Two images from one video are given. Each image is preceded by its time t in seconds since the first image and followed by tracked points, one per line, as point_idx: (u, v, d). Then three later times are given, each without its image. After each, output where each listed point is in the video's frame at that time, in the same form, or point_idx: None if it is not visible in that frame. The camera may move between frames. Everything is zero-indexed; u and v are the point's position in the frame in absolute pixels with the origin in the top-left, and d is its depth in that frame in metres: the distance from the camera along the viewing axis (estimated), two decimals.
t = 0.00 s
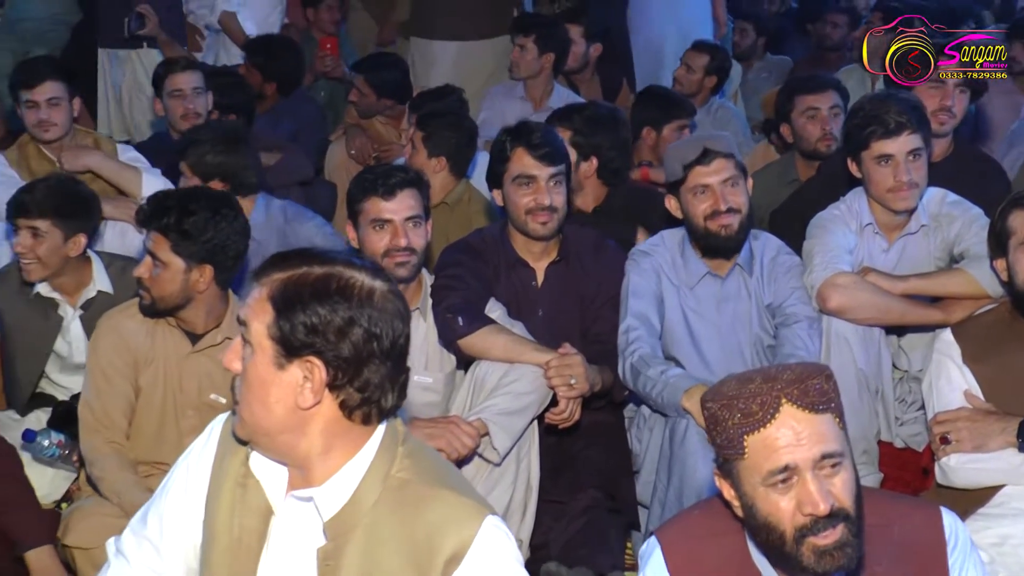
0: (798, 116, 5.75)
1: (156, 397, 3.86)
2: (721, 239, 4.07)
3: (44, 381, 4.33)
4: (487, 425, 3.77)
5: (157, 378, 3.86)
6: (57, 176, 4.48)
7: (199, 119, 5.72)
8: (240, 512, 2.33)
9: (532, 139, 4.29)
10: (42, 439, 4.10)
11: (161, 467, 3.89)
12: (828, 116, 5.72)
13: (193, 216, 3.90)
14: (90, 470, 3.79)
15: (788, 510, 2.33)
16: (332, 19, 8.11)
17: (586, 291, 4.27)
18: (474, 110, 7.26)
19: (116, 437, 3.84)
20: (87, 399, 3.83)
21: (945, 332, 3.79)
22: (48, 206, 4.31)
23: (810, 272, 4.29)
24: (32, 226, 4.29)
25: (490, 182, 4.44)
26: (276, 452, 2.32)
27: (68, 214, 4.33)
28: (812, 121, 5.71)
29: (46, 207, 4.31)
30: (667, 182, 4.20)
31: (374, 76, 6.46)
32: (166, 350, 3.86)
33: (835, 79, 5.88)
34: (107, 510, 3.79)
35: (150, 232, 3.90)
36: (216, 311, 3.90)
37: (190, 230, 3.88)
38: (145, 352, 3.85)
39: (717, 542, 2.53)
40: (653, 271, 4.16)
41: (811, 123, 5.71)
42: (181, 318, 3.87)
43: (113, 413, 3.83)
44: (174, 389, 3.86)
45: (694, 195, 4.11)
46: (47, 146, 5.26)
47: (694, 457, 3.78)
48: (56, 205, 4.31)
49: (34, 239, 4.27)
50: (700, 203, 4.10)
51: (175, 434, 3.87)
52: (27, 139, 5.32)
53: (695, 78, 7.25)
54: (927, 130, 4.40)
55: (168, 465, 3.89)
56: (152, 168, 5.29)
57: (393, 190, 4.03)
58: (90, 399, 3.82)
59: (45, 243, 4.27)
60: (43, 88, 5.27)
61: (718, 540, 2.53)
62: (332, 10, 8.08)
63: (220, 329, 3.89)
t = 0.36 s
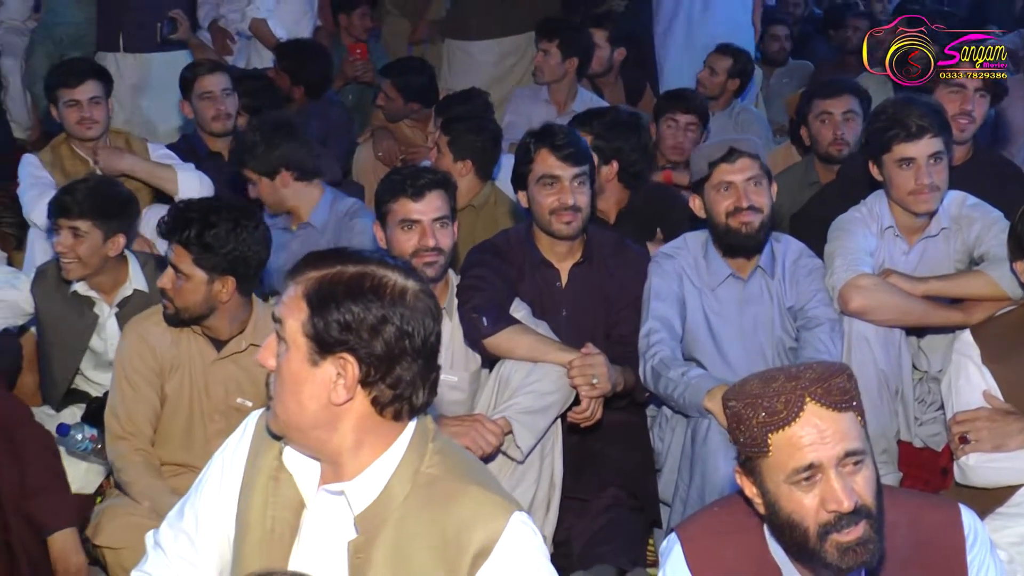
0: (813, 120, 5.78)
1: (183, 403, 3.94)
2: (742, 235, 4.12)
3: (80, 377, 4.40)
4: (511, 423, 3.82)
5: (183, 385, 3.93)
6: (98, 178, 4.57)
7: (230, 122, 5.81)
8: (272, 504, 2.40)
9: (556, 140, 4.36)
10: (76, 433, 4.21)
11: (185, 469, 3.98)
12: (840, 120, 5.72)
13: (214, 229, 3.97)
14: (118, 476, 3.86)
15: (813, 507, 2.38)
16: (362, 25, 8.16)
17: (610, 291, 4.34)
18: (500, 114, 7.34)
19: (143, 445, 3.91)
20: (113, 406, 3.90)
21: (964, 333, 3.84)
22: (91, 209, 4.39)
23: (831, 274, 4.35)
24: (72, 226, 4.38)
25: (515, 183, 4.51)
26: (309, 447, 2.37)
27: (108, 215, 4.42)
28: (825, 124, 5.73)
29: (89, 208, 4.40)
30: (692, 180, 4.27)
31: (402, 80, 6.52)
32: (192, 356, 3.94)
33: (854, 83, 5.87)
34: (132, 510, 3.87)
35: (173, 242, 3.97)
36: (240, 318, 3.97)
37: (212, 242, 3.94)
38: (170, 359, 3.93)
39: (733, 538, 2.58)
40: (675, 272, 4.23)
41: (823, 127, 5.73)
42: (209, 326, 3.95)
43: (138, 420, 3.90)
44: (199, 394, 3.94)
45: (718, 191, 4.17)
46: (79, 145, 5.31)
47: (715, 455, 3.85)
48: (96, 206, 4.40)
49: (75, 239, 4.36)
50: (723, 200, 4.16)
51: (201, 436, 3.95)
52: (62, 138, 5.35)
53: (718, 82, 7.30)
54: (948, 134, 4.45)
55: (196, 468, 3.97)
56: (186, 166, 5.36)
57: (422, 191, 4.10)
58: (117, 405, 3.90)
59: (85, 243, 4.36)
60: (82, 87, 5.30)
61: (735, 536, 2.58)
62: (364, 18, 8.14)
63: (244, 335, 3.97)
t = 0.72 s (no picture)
0: (827, 126, 5.89)
1: (211, 403, 4.01)
2: (760, 241, 4.24)
3: (117, 374, 4.56)
4: (536, 420, 3.95)
5: (210, 387, 4.01)
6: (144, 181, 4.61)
7: (262, 126, 5.96)
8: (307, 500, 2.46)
9: (579, 145, 4.48)
10: (113, 425, 4.36)
11: (217, 465, 4.08)
12: (850, 126, 5.81)
13: (231, 241, 3.96)
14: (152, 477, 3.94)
15: (836, 502, 2.47)
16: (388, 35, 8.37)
17: (631, 291, 4.46)
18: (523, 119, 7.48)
19: (176, 445, 4.00)
20: (145, 407, 3.98)
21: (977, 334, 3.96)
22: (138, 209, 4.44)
23: (847, 275, 4.45)
24: (122, 225, 4.42)
25: (540, 187, 4.63)
26: (346, 445, 2.42)
27: (156, 214, 4.47)
28: (837, 130, 5.83)
29: (134, 209, 4.44)
30: (713, 185, 4.38)
31: (428, 88, 6.65)
32: (217, 359, 4.01)
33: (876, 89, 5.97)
34: (164, 506, 3.96)
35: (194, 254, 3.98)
36: (264, 322, 4.00)
37: (228, 254, 3.94)
38: (198, 361, 4.01)
39: (750, 534, 2.65)
40: (695, 273, 4.34)
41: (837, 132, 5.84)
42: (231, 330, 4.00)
43: (169, 421, 3.98)
44: (227, 396, 4.02)
45: (737, 197, 4.27)
46: (113, 148, 5.47)
47: (733, 452, 3.96)
48: (145, 207, 4.45)
49: (123, 237, 4.40)
50: (743, 205, 4.26)
51: (230, 434, 4.05)
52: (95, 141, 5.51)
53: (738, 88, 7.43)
54: (962, 140, 4.55)
55: (227, 465, 4.08)
56: (219, 170, 5.52)
57: (451, 195, 4.23)
58: (149, 407, 3.98)
59: (133, 242, 4.40)
60: (117, 93, 5.45)
61: (753, 532, 2.66)
62: (388, 30, 8.34)
63: (268, 338, 4.01)
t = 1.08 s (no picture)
0: (837, 131, 5.98)
1: (237, 402, 4.14)
2: (775, 236, 4.34)
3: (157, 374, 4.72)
4: (554, 417, 4.07)
5: (236, 385, 4.13)
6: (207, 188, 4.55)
7: (287, 129, 6.09)
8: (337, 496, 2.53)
9: (597, 149, 4.60)
10: (147, 413, 4.54)
11: (245, 461, 4.19)
12: (861, 131, 5.90)
13: (257, 241, 4.06)
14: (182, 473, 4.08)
15: (858, 494, 2.59)
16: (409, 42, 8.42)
17: (648, 291, 4.58)
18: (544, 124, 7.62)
19: (205, 442, 4.13)
20: (174, 407, 4.11)
21: (986, 335, 4.06)
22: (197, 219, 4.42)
23: (860, 277, 4.56)
24: (184, 233, 4.46)
25: (558, 190, 4.76)
26: (375, 442, 2.51)
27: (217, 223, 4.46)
28: (846, 135, 5.92)
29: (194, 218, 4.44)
30: (728, 185, 4.49)
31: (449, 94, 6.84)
32: (243, 360, 4.12)
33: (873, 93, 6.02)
34: (192, 500, 4.07)
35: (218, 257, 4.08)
36: (288, 321, 4.11)
37: (256, 254, 4.03)
38: (224, 361, 4.12)
39: (762, 527, 2.76)
40: (710, 275, 4.45)
41: (845, 137, 5.93)
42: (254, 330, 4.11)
43: (198, 419, 4.11)
44: (253, 394, 4.13)
45: (753, 194, 4.38)
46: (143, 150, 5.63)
47: (746, 450, 4.08)
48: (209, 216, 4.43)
49: (184, 245, 4.47)
50: (757, 203, 4.37)
51: (255, 432, 4.15)
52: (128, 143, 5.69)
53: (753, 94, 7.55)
54: (973, 145, 4.65)
55: (253, 462, 4.19)
56: (247, 174, 5.70)
57: (475, 200, 4.35)
58: (178, 407, 4.11)
59: (194, 251, 4.48)
60: (148, 97, 5.58)
61: (765, 524, 2.76)
62: (408, 40, 8.45)
63: (292, 337, 4.12)
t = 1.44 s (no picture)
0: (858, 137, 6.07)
1: (276, 398, 4.27)
2: (799, 246, 4.44)
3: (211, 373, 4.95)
4: (582, 414, 4.18)
5: (275, 381, 4.26)
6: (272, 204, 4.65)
7: (323, 132, 6.22)
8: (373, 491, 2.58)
9: (626, 154, 4.70)
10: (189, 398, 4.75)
11: (283, 454, 4.31)
12: (881, 137, 5.99)
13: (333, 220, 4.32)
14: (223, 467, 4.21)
15: (890, 481, 2.68)
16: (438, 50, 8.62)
17: (674, 293, 4.68)
18: (574, 130, 7.74)
19: (245, 437, 4.26)
20: (215, 404, 4.25)
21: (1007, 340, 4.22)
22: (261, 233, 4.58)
23: (884, 279, 4.65)
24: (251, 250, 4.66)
25: (588, 192, 4.86)
26: (407, 437, 2.56)
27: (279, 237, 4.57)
28: (868, 140, 6.01)
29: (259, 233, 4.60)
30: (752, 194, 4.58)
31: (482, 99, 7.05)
32: (282, 357, 4.25)
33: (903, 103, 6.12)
34: (229, 491, 4.19)
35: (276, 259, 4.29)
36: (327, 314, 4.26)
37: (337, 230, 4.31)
38: (262, 359, 4.26)
39: (782, 518, 2.83)
40: (736, 277, 4.53)
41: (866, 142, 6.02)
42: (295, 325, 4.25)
43: (238, 416, 4.25)
44: (292, 388, 4.26)
45: (777, 204, 4.46)
46: (188, 154, 5.83)
47: (770, 448, 4.18)
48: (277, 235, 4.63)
49: (250, 259, 4.67)
50: (782, 212, 4.45)
51: (292, 426, 4.28)
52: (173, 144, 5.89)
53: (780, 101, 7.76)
54: (996, 150, 4.74)
55: (290, 454, 4.31)
56: (285, 180, 5.85)
57: (502, 201, 4.44)
58: (219, 404, 4.25)
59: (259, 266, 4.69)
60: (191, 102, 5.79)
61: (783, 516, 2.83)
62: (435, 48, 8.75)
63: (330, 329, 4.26)
